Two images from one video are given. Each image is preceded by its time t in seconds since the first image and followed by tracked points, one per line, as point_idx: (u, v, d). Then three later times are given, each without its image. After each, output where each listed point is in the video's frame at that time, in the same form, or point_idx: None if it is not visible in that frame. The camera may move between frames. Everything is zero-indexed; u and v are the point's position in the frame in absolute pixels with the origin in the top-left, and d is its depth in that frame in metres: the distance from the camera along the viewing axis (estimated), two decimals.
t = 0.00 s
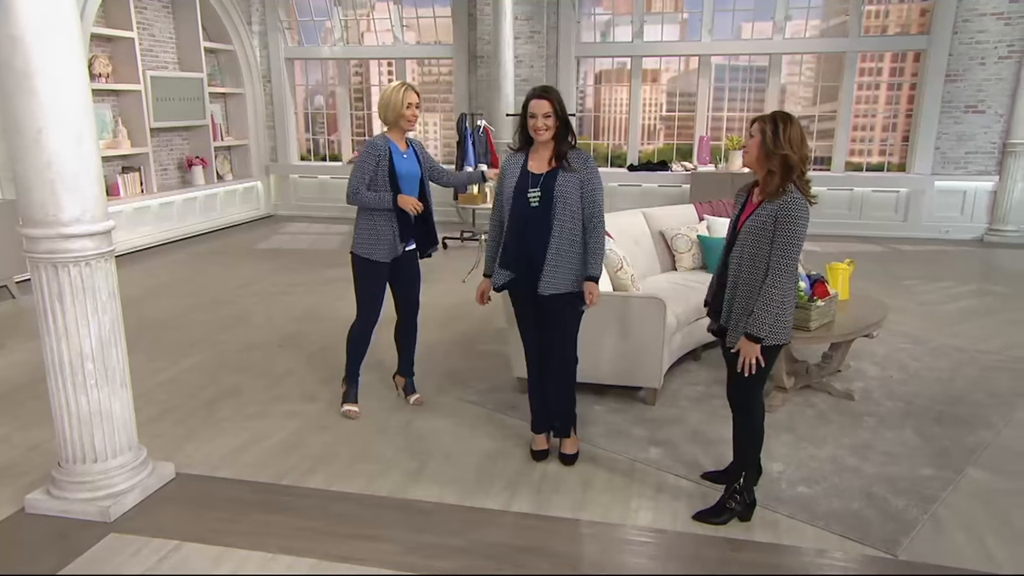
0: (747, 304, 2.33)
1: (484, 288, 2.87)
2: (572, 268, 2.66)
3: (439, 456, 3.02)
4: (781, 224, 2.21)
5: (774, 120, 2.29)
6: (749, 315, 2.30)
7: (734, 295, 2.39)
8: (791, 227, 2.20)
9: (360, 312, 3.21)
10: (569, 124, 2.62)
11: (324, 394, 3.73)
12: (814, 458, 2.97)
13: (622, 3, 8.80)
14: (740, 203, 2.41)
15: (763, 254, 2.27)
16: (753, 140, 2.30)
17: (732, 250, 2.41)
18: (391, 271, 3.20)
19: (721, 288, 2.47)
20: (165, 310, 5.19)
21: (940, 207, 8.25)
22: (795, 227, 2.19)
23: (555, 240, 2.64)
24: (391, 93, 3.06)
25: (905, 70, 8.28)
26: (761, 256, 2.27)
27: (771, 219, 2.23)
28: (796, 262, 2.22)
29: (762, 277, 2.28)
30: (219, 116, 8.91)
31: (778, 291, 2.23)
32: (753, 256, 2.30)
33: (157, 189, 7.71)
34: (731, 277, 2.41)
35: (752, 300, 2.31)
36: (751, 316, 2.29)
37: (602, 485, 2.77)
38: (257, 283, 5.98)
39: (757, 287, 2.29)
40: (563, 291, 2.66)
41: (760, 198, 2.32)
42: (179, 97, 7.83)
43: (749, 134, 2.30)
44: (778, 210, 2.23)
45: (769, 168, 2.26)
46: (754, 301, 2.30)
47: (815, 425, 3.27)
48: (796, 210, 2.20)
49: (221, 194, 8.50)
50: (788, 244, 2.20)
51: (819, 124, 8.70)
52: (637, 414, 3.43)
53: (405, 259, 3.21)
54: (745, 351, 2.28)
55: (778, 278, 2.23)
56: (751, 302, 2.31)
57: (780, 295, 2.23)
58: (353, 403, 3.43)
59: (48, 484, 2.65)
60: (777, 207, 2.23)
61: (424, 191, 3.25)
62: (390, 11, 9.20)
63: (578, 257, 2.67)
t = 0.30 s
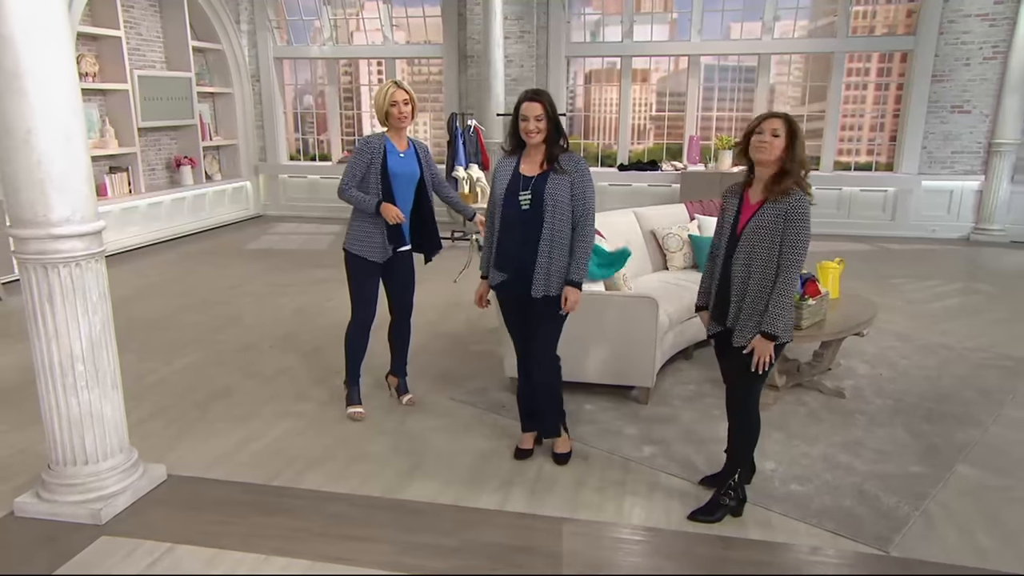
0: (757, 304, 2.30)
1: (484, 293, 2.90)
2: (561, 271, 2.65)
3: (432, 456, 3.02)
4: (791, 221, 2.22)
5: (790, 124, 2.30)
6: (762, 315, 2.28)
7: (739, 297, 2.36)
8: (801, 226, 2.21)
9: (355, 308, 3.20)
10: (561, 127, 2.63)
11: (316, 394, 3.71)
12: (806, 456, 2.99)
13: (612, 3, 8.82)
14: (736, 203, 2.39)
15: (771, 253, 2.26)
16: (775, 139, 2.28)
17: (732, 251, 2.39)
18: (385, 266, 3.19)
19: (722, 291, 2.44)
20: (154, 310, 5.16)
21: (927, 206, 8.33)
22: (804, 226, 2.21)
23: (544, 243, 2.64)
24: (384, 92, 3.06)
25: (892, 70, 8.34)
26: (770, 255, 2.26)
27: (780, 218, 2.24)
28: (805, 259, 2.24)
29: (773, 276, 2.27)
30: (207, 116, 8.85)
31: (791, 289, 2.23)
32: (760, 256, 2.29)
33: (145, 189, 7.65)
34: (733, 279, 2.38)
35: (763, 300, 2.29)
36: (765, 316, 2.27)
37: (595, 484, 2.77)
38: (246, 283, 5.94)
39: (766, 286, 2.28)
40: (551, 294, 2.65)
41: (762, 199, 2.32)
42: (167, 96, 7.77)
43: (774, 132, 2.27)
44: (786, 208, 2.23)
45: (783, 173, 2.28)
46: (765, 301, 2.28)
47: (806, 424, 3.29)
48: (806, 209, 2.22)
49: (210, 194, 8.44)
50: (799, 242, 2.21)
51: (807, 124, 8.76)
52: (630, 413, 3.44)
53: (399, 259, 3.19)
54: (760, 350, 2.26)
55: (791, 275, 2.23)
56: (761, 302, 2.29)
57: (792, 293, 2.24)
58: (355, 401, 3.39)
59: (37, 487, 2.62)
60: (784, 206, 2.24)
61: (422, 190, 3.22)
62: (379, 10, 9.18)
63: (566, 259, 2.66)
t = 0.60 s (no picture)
0: (772, 305, 2.29)
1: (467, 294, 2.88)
2: (555, 273, 2.66)
3: (424, 456, 3.01)
4: (801, 220, 2.24)
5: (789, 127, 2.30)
6: (781, 315, 2.29)
7: (748, 299, 2.32)
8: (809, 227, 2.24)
9: (348, 314, 3.16)
10: (549, 129, 2.63)
11: (307, 396, 3.70)
12: (797, 454, 3.02)
13: (600, 4, 8.85)
14: (733, 203, 2.35)
15: (783, 252, 2.27)
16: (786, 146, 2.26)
17: (733, 252, 2.35)
18: (374, 274, 3.19)
19: (723, 295, 2.37)
20: (142, 312, 5.12)
21: (912, 205, 8.41)
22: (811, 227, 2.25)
23: (539, 245, 2.65)
24: (365, 92, 3.04)
25: (878, 70, 8.41)
26: (782, 254, 2.27)
27: (791, 217, 2.24)
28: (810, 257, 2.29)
29: (785, 275, 2.29)
30: (195, 116, 8.78)
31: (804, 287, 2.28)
32: (771, 256, 2.28)
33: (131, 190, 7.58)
34: (739, 281, 2.34)
35: (778, 300, 2.29)
36: (785, 316, 2.29)
37: (588, 484, 2.78)
38: (235, 284, 5.90)
39: (780, 286, 2.29)
40: (546, 296, 2.66)
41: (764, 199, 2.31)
42: (154, 96, 7.71)
43: (786, 140, 2.25)
44: (794, 207, 2.25)
45: (786, 178, 2.32)
46: (781, 301, 2.29)
47: (797, 422, 3.32)
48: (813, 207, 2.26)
49: (197, 194, 8.38)
50: (807, 245, 2.25)
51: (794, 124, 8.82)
52: (622, 413, 3.46)
53: (388, 261, 3.18)
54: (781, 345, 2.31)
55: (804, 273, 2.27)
56: (776, 302, 2.29)
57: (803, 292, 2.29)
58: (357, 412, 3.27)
59: (26, 491, 2.60)
60: (793, 204, 2.25)
61: (408, 190, 3.21)
62: (368, 10, 9.15)
63: (560, 261, 2.68)
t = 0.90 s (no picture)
0: (767, 304, 2.35)
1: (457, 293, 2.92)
2: (550, 271, 2.71)
3: (418, 456, 3.06)
4: (792, 221, 2.32)
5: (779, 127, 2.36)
6: (777, 314, 2.36)
7: (742, 298, 2.37)
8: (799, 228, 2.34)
9: (330, 320, 3.14)
10: (539, 131, 2.68)
11: (298, 396, 3.73)
12: (784, 450, 3.09)
13: (587, 6, 8.92)
14: (726, 205, 2.40)
15: (776, 252, 2.34)
16: (776, 145, 2.33)
17: (725, 252, 2.40)
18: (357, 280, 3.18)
19: (717, 295, 2.41)
20: (132, 313, 5.12)
21: (894, 205, 8.54)
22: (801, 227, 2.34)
23: (534, 245, 2.70)
24: (339, 95, 3.03)
25: (860, 72, 8.54)
26: (776, 255, 2.34)
27: (785, 218, 2.32)
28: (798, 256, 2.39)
29: (778, 274, 2.36)
30: (183, 117, 8.76)
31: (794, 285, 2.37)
32: (764, 256, 2.34)
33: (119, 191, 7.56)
34: (733, 280, 2.39)
35: (773, 299, 2.35)
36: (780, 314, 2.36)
37: (579, 482, 2.84)
38: (225, 285, 5.91)
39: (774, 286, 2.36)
40: (542, 294, 2.71)
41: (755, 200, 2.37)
42: (142, 97, 7.69)
43: (775, 140, 2.31)
44: (785, 208, 2.33)
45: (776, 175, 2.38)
46: (776, 300, 2.36)
47: (783, 420, 3.39)
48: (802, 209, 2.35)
49: (186, 195, 8.36)
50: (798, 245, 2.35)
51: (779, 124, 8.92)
52: (611, 411, 3.52)
53: (369, 264, 3.16)
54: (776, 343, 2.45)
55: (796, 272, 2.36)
56: (773, 302, 2.36)
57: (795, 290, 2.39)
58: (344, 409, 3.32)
59: (16, 492, 2.62)
60: (786, 205, 2.33)
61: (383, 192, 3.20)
62: (356, 11, 9.17)
63: (553, 260, 2.73)
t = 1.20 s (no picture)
0: (751, 302, 2.38)
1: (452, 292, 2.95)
2: (542, 270, 2.77)
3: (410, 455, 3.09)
4: (778, 223, 2.35)
5: (754, 126, 2.37)
6: (762, 313, 2.39)
7: (727, 296, 2.41)
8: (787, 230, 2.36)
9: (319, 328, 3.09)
10: (529, 132, 2.72)
11: (290, 396, 3.76)
12: (770, 446, 3.16)
13: (574, 7, 8.98)
14: (714, 203, 2.47)
15: (761, 252, 2.38)
16: (740, 146, 2.37)
17: (711, 251, 2.45)
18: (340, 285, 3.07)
19: (703, 292, 2.47)
20: (120, 314, 5.12)
21: (876, 205, 8.68)
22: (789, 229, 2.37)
23: (527, 246, 2.75)
24: (320, 92, 2.89)
25: (842, 74, 8.66)
26: (762, 255, 2.37)
27: (771, 219, 2.35)
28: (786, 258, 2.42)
29: (763, 275, 2.40)
30: (171, 117, 8.73)
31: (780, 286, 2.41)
32: (749, 256, 2.38)
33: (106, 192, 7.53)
34: (718, 278, 2.43)
35: (757, 299, 2.39)
36: (765, 314, 2.39)
37: (568, 479, 2.89)
38: (213, 285, 5.92)
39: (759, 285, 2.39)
40: (536, 293, 2.77)
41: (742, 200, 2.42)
42: (129, 98, 7.67)
43: (738, 141, 2.36)
44: (772, 209, 2.36)
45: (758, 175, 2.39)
46: (761, 299, 2.39)
47: (769, 416, 3.46)
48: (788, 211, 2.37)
49: (174, 196, 8.34)
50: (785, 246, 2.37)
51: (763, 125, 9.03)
52: (600, 409, 3.57)
53: (357, 266, 3.02)
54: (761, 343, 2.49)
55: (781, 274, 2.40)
56: (759, 301, 2.39)
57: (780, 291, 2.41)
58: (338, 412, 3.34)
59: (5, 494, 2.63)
60: (772, 207, 2.36)
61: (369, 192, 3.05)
62: (344, 12, 9.18)
63: (545, 260, 2.79)
